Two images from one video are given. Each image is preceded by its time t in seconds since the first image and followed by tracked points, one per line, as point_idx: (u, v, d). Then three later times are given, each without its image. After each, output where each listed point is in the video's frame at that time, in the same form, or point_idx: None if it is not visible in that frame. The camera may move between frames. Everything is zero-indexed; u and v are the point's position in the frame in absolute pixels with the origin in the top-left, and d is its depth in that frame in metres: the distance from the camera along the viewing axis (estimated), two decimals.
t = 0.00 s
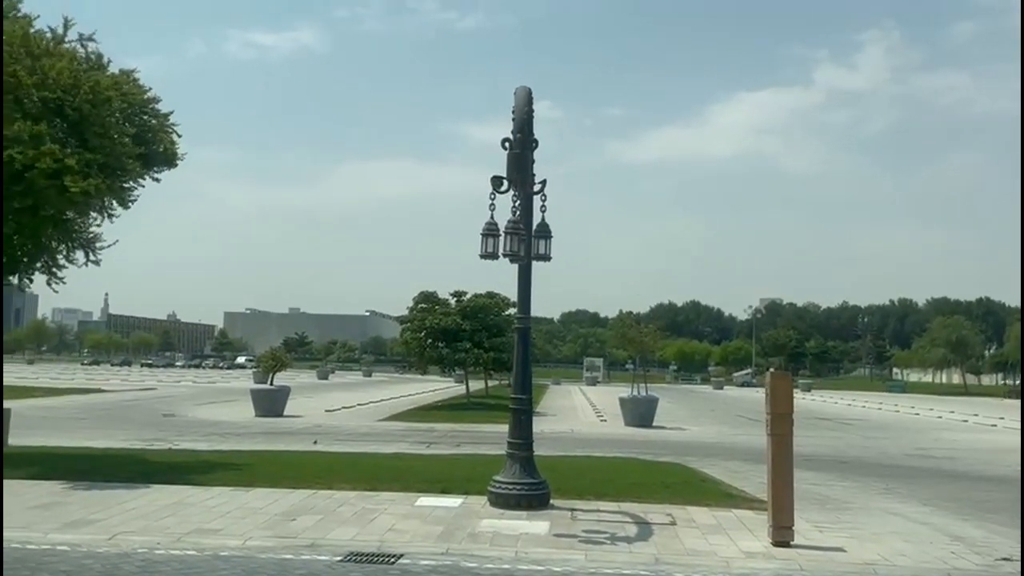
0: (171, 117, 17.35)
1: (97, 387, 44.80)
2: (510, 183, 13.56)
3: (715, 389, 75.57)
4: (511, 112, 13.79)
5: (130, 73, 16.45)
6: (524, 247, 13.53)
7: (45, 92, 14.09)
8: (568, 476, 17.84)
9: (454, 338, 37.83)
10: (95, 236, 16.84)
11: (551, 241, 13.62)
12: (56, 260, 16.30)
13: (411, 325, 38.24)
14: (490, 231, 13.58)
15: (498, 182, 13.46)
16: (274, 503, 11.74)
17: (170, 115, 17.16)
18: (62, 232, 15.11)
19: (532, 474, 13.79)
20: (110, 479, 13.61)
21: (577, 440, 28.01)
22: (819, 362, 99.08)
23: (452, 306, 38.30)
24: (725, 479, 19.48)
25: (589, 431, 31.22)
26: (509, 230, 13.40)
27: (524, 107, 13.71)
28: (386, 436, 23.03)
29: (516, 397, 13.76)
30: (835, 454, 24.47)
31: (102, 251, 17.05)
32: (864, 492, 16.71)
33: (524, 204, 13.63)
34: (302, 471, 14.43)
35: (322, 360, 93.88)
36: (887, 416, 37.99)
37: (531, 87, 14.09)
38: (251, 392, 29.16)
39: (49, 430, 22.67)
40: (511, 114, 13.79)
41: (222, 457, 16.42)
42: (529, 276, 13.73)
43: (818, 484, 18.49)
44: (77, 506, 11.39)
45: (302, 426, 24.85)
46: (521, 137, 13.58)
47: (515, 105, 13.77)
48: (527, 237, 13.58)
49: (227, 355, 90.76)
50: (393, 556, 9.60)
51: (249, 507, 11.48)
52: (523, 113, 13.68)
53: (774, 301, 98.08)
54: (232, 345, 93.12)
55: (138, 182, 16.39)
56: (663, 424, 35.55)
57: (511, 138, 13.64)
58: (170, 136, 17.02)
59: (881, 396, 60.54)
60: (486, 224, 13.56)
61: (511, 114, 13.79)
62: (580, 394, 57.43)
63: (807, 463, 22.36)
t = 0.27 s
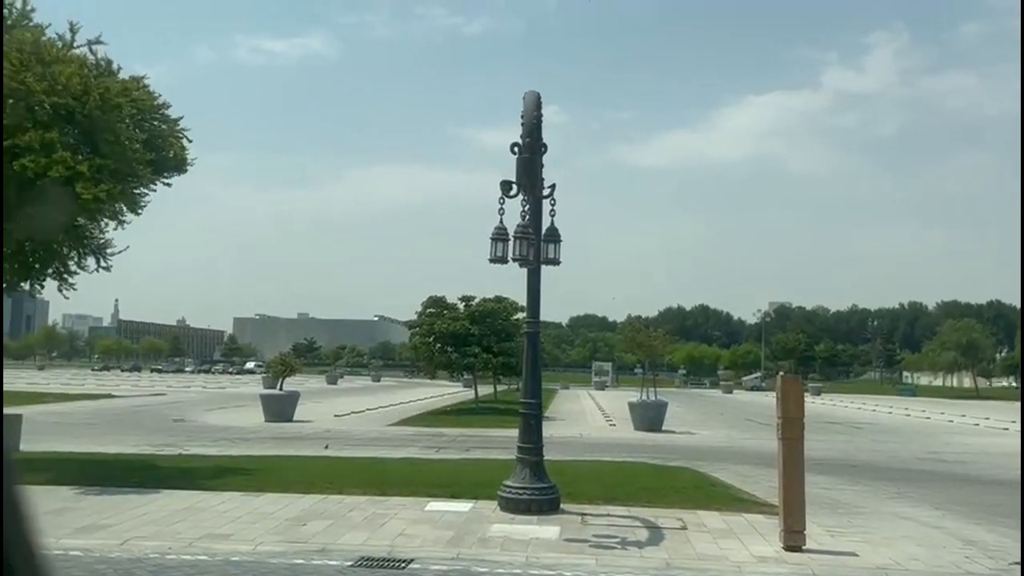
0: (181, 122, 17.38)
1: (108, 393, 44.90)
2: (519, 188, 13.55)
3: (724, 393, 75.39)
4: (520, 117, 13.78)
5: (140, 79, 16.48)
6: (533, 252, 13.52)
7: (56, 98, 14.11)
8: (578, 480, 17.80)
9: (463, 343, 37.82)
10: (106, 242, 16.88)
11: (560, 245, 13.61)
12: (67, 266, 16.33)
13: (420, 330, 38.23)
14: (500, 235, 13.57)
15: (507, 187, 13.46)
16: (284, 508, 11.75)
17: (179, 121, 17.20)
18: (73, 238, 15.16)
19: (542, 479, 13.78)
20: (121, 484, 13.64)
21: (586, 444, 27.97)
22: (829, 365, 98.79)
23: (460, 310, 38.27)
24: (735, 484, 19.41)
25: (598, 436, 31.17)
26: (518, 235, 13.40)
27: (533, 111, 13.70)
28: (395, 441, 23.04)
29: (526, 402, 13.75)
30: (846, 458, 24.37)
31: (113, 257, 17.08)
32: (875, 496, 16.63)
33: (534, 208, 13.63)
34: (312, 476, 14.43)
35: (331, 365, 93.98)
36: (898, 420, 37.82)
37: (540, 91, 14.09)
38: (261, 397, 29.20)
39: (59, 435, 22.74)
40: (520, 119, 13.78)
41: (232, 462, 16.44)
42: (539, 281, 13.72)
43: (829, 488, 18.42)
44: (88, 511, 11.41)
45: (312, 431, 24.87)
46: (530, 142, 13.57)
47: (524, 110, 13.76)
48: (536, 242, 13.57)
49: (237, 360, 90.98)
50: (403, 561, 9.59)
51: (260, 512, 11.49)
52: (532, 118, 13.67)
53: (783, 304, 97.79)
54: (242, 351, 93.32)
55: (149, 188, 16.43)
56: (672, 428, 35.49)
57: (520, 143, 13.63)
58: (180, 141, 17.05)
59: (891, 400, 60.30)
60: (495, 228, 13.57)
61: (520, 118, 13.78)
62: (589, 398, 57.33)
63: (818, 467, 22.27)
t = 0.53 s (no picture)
0: (184, 127, 17.40)
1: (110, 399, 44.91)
2: (522, 193, 13.56)
3: (726, 398, 75.32)
4: (522, 122, 13.78)
5: (142, 85, 16.50)
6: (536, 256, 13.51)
7: (59, 104, 14.10)
8: (581, 485, 17.79)
9: (465, 348, 37.81)
10: (110, 247, 16.89)
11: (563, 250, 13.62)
12: (71, 272, 16.34)
13: (422, 335, 38.22)
14: (502, 240, 13.58)
15: (509, 192, 13.46)
16: (288, 513, 11.75)
17: (181, 126, 17.22)
18: (77, 243, 15.20)
19: (546, 484, 13.75)
20: (125, 490, 13.65)
21: (589, 449, 27.93)
22: (832, 369, 98.72)
23: (463, 315, 38.25)
24: (738, 488, 19.40)
25: (600, 440, 31.13)
26: (520, 239, 13.39)
27: (535, 117, 13.72)
28: (397, 446, 23.04)
29: (529, 406, 13.75)
30: (849, 462, 24.32)
31: (117, 263, 17.09)
32: (879, 501, 16.60)
33: (536, 213, 13.63)
34: (316, 482, 14.45)
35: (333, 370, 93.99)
36: (901, 425, 37.77)
37: (543, 96, 14.09)
38: (264, 403, 29.18)
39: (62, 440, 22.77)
40: (522, 125, 13.78)
41: (235, 467, 16.44)
42: (541, 286, 13.71)
43: (832, 493, 18.39)
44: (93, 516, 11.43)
45: (315, 436, 24.87)
46: (532, 147, 13.57)
47: (526, 115, 13.77)
48: (539, 246, 13.57)
49: (239, 366, 91.06)
50: (407, 566, 9.59)
51: (265, 517, 11.49)
52: (535, 123, 13.68)
53: (785, 309, 97.75)
54: (244, 356, 93.36)
55: (152, 194, 16.45)
56: (675, 432, 35.47)
57: (522, 148, 13.63)
58: (183, 146, 17.07)
59: (894, 404, 60.21)
60: (498, 234, 13.57)
61: (522, 124, 13.79)
62: (592, 403, 57.30)
63: (821, 472, 22.23)
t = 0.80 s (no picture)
0: (179, 130, 17.34)
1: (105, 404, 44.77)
2: (518, 198, 13.55)
3: (723, 402, 75.36)
4: (519, 128, 13.79)
5: (138, 88, 16.44)
6: (532, 261, 13.51)
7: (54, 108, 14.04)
8: (578, 490, 17.76)
9: (462, 353, 37.78)
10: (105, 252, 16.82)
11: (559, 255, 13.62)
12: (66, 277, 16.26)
13: (418, 339, 38.17)
14: (499, 245, 13.57)
15: (505, 198, 13.47)
16: (284, 519, 11.71)
17: (177, 130, 17.15)
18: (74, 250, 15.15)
19: (543, 489, 13.73)
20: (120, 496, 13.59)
21: (585, 454, 27.90)
22: (828, 374, 98.84)
23: (458, 320, 38.21)
24: (734, 493, 19.37)
25: (597, 445, 31.10)
26: (517, 245, 13.39)
27: (531, 122, 13.71)
28: (393, 451, 23.00)
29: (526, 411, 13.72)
30: (846, 467, 24.33)
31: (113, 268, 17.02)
32: (875, 505, 16.60)
33: (533, 218, 13.63)
34: (312, 487, 14.41)
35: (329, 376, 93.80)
36: (897, 429, 37.81)
37: (539, 102, 14.10)
38: (260, 408, 29.11)
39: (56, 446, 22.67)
40: (518, 130, 13.78)
41: (230, 472, 16.40)
42: (538, 291, 13.71)
43: (828, 497, 18.39)
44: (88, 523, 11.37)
45: (311, 441, 24.81)
46: (528, 153, 13.57)
47: (522, 121, 13.78)
48: (535, 251, 13.56)
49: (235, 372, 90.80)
50: (403, 572, 9.54)
51: (261, 523, 11.45)
52: (531, 129, 13.69)
53: (781, 314, 97.94)
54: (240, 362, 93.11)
55: (148, 199, 16.40)
56: (671, 437, 35.47)
57: (519, 153, 13.63)
58: (179, 150, 17.02)
59: (889, 408, 60.29)
60: (495, 239, 13.56)
61: (519, 129, 13.79)
62: (587, 408, 57.21)
63: (818, 477, 22.23)
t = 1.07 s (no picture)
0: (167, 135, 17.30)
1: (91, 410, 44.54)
2: (508, 203, 13.56)
3: (711, 407, 75.57)
4: (508, 133, 13.81)
5: (125, 92, 16.42)
6: (522, 266, 13.53)
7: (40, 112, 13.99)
8: (568, 496, 17.73)
9: (451, 358, 37.75)
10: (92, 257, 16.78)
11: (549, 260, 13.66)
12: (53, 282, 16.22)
13: (407, 344, 38.13)
14: (489, 250, 13.58)
15: (495, 203, 13.48)
16: (271, 525, 11.66)
17: (165, 134, 17.15)
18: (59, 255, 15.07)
19: (532, 494, 13.73)
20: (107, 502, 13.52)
21: (574, 459, 27.91)
22: (815, 379, 99.20)
23: (448, 325, 38.19)
24: (723, 497, 19.41)
25: (585, 450, 31.11)
26: (507, 249, 13.41)
27: (521, 127, 13.73)
28: (382, 457, 22.96)
29: (515, 416, 13.71)
30: (834, 471, 24.42)
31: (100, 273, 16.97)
32: (864, 510, 16.65)
33: (522, 224, 13.64)
34: (300, 493, 14.38)
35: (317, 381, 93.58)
36: (884, 433, 37.98)
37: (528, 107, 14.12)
38: (248, 414, 29.01)
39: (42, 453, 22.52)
40: (508, 135, 13.81)
41: (217, 478, 16.31)
42: (527, 296, 13.72)
43: (816, 501, 18.44)
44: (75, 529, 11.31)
45: (300, 447, 24.73)
46: (518, 158, 13.60)
47: (512, 126, 13.80)
48: (525, 256, 13.58)
49: (223, 377, 90.43)
50: None
51: (249, 529, 11.41)
52: (520, 134, 13.71)
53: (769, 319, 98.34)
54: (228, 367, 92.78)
55: (134, 203, 16.36)
56: (660, 442, 35.52)
57: (508, 158, 13.65)
58: (166, 155, 17.01)
59: (876, 413, 60.56)
60: (484, 243, 13.57)
61: (508, 134, 13.81)
62: (576, 413, 57.33)
63: (806, 481, 22.30)
